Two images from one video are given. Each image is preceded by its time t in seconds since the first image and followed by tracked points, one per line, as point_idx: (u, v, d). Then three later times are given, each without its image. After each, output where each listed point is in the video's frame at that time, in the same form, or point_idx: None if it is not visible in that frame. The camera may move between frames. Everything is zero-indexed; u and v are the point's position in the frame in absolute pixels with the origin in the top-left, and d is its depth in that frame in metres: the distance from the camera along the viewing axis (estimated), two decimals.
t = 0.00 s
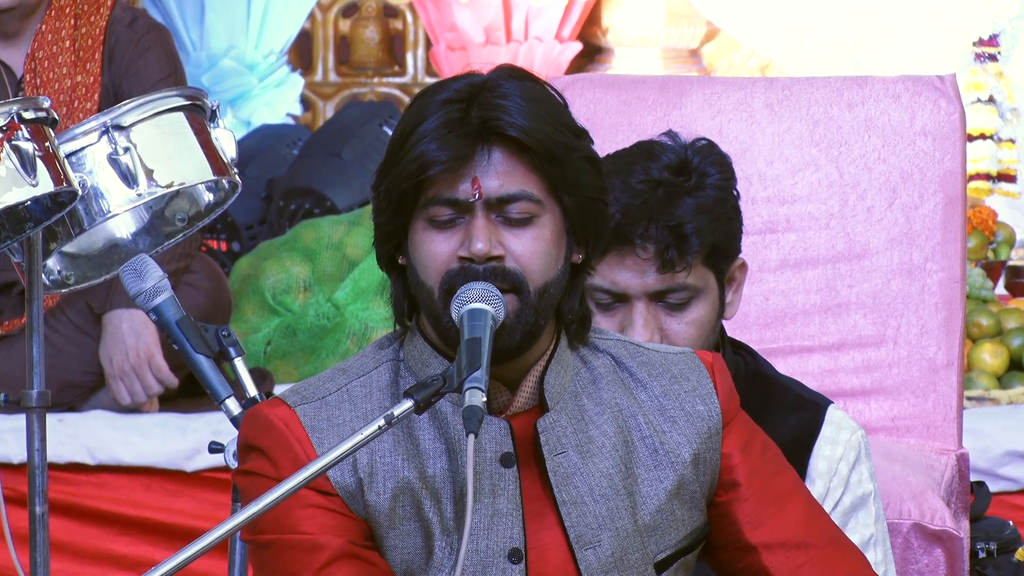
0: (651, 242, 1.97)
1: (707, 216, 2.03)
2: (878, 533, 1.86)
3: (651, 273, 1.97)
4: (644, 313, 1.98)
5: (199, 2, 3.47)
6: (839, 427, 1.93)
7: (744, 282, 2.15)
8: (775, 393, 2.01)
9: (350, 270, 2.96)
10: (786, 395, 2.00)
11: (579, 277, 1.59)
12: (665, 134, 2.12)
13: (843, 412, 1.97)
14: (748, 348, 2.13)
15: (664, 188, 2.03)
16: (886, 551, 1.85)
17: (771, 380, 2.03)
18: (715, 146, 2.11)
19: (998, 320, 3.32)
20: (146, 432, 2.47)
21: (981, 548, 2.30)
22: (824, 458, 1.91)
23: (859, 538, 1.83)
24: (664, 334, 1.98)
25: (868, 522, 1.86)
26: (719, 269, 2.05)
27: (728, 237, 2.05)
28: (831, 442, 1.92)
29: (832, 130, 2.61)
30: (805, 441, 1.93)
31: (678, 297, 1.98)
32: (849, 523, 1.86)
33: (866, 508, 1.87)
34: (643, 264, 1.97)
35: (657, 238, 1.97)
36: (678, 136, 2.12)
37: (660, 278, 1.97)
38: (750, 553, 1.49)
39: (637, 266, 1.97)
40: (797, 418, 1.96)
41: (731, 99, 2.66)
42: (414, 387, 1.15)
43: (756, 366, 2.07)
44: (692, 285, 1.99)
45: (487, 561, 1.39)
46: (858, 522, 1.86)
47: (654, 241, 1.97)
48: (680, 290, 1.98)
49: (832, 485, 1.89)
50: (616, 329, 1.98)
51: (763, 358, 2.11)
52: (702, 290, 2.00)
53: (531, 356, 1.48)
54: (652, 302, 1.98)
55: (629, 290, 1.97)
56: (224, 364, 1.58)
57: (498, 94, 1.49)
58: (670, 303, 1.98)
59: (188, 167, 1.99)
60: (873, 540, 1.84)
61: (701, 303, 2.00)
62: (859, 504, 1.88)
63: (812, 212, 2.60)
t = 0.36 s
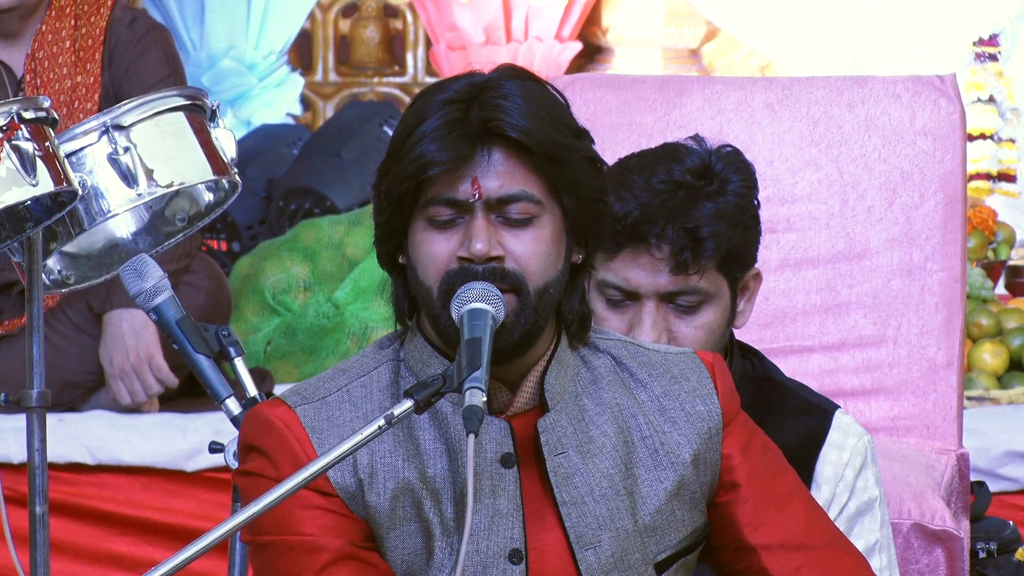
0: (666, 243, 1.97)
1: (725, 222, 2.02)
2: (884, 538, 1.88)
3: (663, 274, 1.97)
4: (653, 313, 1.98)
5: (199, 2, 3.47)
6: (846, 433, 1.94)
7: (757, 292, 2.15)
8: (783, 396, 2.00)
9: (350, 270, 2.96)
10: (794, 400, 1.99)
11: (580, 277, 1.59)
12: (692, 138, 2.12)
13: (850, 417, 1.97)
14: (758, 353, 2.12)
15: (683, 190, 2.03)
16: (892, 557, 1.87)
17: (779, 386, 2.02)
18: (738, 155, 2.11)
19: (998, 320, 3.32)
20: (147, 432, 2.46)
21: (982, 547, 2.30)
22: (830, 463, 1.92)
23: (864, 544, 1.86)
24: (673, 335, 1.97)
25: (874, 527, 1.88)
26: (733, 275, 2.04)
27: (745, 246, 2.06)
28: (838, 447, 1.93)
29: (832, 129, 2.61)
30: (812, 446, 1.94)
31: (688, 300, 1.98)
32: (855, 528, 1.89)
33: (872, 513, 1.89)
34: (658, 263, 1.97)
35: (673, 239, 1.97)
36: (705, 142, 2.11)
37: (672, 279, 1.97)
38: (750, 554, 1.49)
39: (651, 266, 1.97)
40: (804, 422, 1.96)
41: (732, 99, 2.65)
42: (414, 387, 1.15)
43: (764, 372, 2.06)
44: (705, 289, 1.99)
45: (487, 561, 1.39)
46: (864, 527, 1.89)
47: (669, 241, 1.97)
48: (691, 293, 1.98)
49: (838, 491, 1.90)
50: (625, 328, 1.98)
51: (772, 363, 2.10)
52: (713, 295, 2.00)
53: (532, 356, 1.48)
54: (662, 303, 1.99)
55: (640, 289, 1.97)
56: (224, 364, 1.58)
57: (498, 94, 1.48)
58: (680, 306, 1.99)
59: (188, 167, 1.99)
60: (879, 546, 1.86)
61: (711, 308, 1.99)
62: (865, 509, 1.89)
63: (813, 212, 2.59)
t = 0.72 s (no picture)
0: (670, 240, 1.97)
1: (730, 220, 2.03)
2: (886, 539, 1.86)
3: (667, 273, 1.97)
4: (657, 311, 1.97)
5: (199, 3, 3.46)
6: (848, 434, 1.94)
7: (759, 292, 2.16)
8: (786, 397, 2.02)
9: (350, 270, 2.96)
10: (796, 400, 2.01)
11: (583, 279, 1.60)
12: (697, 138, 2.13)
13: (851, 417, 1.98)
14: (760, 352, 2.13)
15: (689, 189, 2.04)
16: (893, 558, 1.85)
17: (781, 384, 2.04)
18: (745, 155, 2.12)
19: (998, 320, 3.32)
20: (147, 433, 2.48)
21: (982, 547, 2.30)
22: (832, 464, 1.92)
23: (866, 545, 1.84)
24: (676, 334, 1.97)
25: (875, 528, 1.86)
26: (736, 276, 2.06)
27: (749, 245, 2.06)
28: (839, 448, 1.93)
29: (833, 129, 2.61)
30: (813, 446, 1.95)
31: (692, 299, 1.98)
32: (857, 529, 1.87)
33: (873, 514, 1.88)
34: (663, 261, 1.97)
35: (677, 237, 1.97)
36: (710, 141, 2.12)
37: (676, 277, 1.97)
38: (750, 554, 1.49)
39: (655, 264, 1.97)
40: (804, 425, 1.97)
41: (732, 99, 2.65)
42: (414, 387, 1.15)
43: (765, 371, 2.08)
44: (709, 288, 1.99)
45: (488, 561, 1.39)
46: (866, 527, 1.87)
47: (673, 240, 1.96)
48: (694, 292, 1.98)
49: (839, 491, 1.89)
50: (628, 325, 1.97)
51: (775, 364, 2.11)
52: (717, 294, 2.00)
53: (531, 356, 1.48)
54: (666, 301, 1.98)
55: (644, 287, 1.97)
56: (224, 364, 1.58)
57: (503, 96, 1.49)
58: (683, 304, 1.98)
59: (188, 166, 1.99)
60: (881, 547, 1.85)
61: (715, 307, 1.99)
62: (867, 509, 1.88)
63: (813, 211, 2.59)
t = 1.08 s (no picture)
0: (678, 230, 1.97)
1: (736, 211, 2.03)
2: (885, 536, 1.87)
3: (674, 264, 1.97)
4: (663, 302, 1.96)
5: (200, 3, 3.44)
6: (847, 430, 1.95)
7: (761, 288, 2.16)
8: (786, 393, 2.03)
9: (351, 270, 2.96)
10: (796, 395, 2.02)
11: (583, 279, 1.60)
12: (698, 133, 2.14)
13: (850, 415, 1.99)
14: (758, 351, 2.14)
15: (694, 180, 2.04)
16: (892, 555, 1.86)
17: (780, 381, 2.04)
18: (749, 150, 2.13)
19: (999, 320, 3.32)
20: (147, 433, 2.48)
21: (982, 547, 2.29)
22: (833, 459, 1.92)
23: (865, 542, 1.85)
24: (682, 326, 1.96)
25: (874, 525, 1.88)
26: (742, 269, 2.06)
27: (753, 236, 2.07)
28: (840, 444, 1.93)
29: (833, 129, 2.60)
30: (815, 442, 1.95)
31: (697, 290, 1.97)
32: (857, 525, 1.88)
33: (873, 511, 1.88)
34: (670, 251, 1.97)
35: (685, 227, 1.97)
36: (712, 136, 2.13)
37: (683, 268, 1.97)
38: (751, 554, 1.49)
39: (662, 255, 1.97)
40: (805, 419, 1.98)
41: (732, 99, 2.65)
42: (414, 387, 1.15)
43: (764, 368, 2.08)
44: (714, 279, 1.98)
45: (489, 560, 1.39)
46: (865, 524, 1.88)
47: (681, 229, 1.97)
48: (699, 283, 1.97)
49: (840, 488, 1.90)
50: (635, 317, 1.96)
51: (774, 361, 2.11)
52: (722, 286, 2.00)
53: (531, 356, 1.48)
54: (671, 292, 1.97)
55: (650, 277, 1.96)
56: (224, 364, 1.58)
57: (503, 96, 1.49)
58: (687, 296, 1.98)
59: (188, 166, 1.99)
60: (879, 544, 1.86)
61: (720, 299, 1.99)
62: (867, 506, 1.89)
63: (813, 212, 2.59)
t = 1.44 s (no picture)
0: (675, 207, 1.99)
1: (733, 191, 2.05)
2: (883, 529, 1.89)
3: (671, 242, 1.97)
4: (659, 281, 1.96)
5: (199, 2, 3.43)
6: (844, 423, 1.95)
7: (756, 277, 2.15)
8: (781, 387, 2.02)
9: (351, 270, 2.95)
10: (791, 389, 2.01)
11: (580, 277, 1.60)
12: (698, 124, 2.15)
13: (846, 408, 1.99)
14: (751, 343, 2.12)
15: (691, 162, 2.05)
16: (890, 548, 1.88)
17: (775, 374, 2.03)
18: (747, 139, 2.13)
19: (999, 320, 3.32)
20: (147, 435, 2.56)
21: (982, 547, 2.30)
22: (829, 452, 1.93)
23: (864, 534, 1.86)
24: (676, 305, 1.96)
25: (872, 518, 1.89)
26: (738, 253, 2.07)
27: (751, 222, 2.07)
28: (836, 437, 1.94)
29: (833, 129, 2.60)
30: (811, 436, 1.96)
31: (693, 269, 1.97)
32: (854, 519, 1.89)
33: (870, 505, 1.90)
34: (668, 230, 1.98)
35: (682, 204, 1.99)
36: (711, 126, 2.14)
37: (680, 245, 1.97)
38: (750, 552, 1.49)
39: (659, 233, 1.98)
40: (802, 412, 1.98)
41: (732, 99, 2.65)
42: (414, 387, 1.15)
43: (758, 362, 2.06)
44: (710, 259, 1.98)
45: (488, 560, 1.39)
46: (863, 518, 1.90)
47: (678, 205, 1.98)
48: (695, 262, 1.97)
49: (836, 481, 1.91)
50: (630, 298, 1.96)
51: (767, 355, 2.10)
52: (717, 267, 2.00)
53: (530, 355, 1.48)
54: (668, 271, 1.98)
55: (647, 257, 1.97)
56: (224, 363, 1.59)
57: (500, 93, 1.49)
58: (682, 275, 1.98)
59: (187, 166, 1.99)
60: (878, 536, 1.87)
61: (716, 280, 1.99)
62: (864, 500, 1.91)
63: (813, 212, 2.59)
